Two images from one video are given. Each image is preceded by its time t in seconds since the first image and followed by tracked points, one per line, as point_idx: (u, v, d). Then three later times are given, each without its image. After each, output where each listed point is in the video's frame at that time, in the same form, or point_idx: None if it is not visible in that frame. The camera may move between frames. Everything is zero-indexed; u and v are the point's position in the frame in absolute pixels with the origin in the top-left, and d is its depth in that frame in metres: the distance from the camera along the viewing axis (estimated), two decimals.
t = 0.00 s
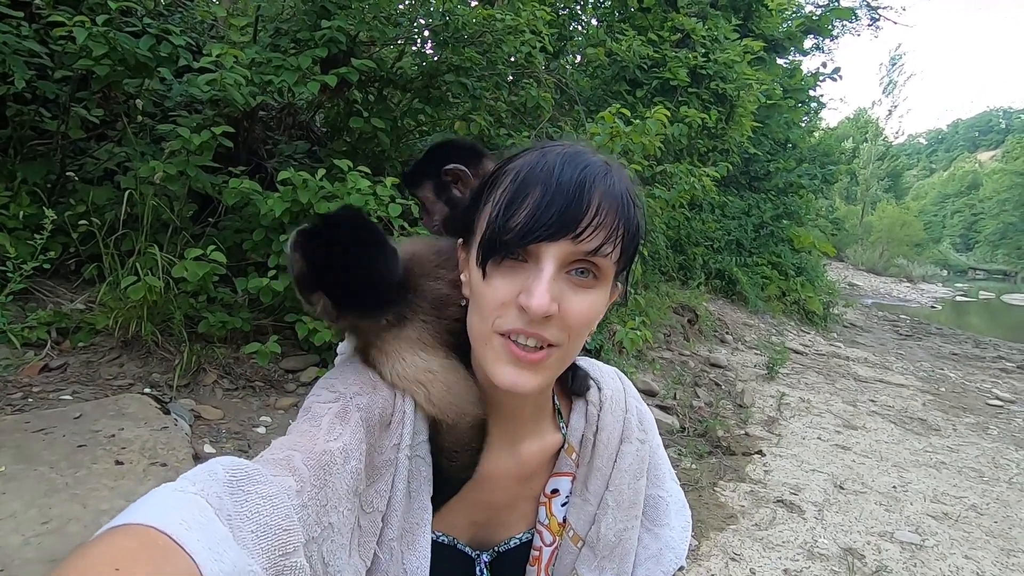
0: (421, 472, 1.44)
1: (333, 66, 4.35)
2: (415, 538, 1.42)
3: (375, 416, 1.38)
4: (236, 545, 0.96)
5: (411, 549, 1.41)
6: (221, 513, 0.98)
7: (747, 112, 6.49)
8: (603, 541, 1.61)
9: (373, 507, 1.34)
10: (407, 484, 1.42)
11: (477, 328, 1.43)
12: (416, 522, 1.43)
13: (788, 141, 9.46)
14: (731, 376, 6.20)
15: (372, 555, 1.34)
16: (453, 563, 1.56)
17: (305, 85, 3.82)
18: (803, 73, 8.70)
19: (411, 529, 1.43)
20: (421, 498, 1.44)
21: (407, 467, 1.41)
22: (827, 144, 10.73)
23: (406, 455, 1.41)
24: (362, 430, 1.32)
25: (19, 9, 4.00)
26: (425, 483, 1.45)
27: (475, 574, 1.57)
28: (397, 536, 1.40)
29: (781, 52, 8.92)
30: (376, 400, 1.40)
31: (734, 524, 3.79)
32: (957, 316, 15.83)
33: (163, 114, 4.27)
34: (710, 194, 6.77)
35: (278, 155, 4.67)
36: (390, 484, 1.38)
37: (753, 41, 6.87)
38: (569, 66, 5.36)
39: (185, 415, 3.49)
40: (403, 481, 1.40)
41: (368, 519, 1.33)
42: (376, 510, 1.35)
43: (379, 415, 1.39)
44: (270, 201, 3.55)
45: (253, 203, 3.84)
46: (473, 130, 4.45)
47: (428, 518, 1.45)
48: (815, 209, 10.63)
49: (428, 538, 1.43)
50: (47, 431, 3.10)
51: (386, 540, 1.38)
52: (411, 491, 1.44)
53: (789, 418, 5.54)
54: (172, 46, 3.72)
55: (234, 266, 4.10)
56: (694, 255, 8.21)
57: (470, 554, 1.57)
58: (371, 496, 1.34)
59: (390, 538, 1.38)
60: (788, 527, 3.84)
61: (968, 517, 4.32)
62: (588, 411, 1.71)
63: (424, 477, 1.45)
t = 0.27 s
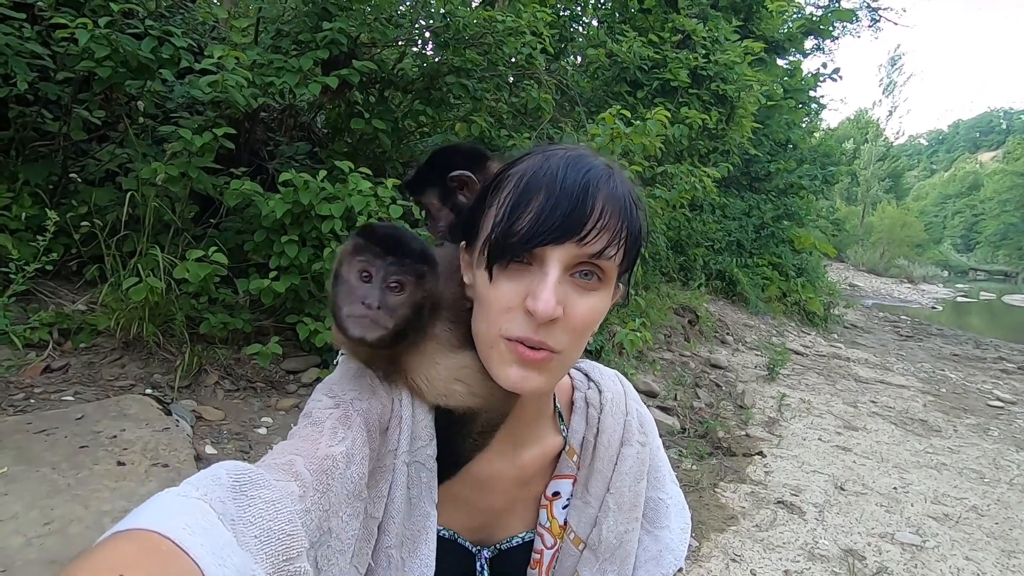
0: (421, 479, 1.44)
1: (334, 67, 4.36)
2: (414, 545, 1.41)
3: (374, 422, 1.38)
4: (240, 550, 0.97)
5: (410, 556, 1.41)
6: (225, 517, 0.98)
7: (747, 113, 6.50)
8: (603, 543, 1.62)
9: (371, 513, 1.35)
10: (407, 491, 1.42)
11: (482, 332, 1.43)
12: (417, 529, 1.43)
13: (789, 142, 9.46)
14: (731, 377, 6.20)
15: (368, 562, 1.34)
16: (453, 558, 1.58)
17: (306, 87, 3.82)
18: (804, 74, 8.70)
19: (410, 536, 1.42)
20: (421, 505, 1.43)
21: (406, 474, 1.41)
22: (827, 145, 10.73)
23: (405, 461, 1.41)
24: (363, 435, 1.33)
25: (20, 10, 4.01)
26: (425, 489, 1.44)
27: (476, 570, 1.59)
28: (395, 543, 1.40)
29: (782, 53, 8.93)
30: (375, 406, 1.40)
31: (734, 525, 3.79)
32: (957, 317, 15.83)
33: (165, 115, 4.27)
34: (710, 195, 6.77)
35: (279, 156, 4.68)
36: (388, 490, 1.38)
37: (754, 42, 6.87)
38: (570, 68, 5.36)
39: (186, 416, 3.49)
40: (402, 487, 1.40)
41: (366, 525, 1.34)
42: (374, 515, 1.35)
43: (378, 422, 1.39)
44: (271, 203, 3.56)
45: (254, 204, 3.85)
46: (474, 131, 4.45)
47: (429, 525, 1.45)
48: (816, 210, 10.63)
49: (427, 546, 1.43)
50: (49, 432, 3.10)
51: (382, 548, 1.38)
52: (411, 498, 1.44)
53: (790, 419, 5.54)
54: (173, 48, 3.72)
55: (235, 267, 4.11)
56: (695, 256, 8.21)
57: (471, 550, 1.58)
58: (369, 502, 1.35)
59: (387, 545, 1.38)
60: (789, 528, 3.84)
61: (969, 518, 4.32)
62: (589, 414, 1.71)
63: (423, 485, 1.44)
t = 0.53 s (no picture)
0: (428, 472, 1.45)
1: (335, 68, 4.37)
2: (423, 537, 1.42)
3: (381, 416, 1.38)
4: (244, 542, 0.97)
5: (420, 549, 1.42)
6: (229, 510, 0.98)
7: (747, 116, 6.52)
8: (608, 539, 1.62)
9: (378, 505, 1.35)
10: (414, 484, 1.42)
11: (482, 320, 1.44)
12: (426, 521, 1.43)
13: (788, 145, 9.49)
14: (731, 379, 6.20)
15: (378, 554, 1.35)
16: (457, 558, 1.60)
17: (308, 87, 3.83)
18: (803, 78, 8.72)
19: (418, 528, 1.43)
20: (429, 498, 1.44)
21: (413, 467, 1.41)
22: (826, 149, 10.75)
23: (412, 454, 1.41)
24: (369, 429, 1.33)
25: (23, 9, 4.02)
26: (432, 482, 1.45)
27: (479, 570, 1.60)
28: (403, 536, 1.40)
29: (781, 57, 8.95)
30: (381, 401, 1.41)
31: (734, 526, 3.79)
32: (956, 321, 15.84)
33: (166, 115, 4.28)
34: (710, 197, 6.78)
35: (280, 156, 4.69)
36: (396, 483, 1.38)
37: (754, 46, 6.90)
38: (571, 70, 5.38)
39: (186, 415, 3.49)
40: (409, 480, 1.40)
41: (374, 517, 1.34)
42: (381, 508, 1.35)
43: (385, 415, 1.40)
44: (273, 202, 3.56)
45: (256, 203, 3.85)
46: (475, 132, 4.46)
47: (438, 517, 1.45)
48: (815, 214, 10.65)
49: (435, 538, 1.43)
50: (49, 430, 3.10)
51: (392, 539, 1.39)
52: (418, 491, 1.44)
53: (789, 421, 5.54)
54: (176, 47, 3.73)
55: (236, 266, 4.11)
56: (695, 258, 8.22)
57: (473, 550, 1.60)
58: (376, 495, 1.35)
59: (396, 537, 1.39)
60: (788, 530, 3.84)
61: (968, 520, 4.32)
62: (594, 410, 1.71)
63: (431, 477, 1.45)
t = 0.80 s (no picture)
0: (428, 478, 1.45)
1: (335, 71, 4.37)
2: (421, 543, 1.41)
3: (382, 421, 1.38)
4: (243, 550, 0.95)
5: (418, 555, 1.41)
6: (228, 517, 0.97)
7: (745, 123, 6.55)
8: (608, 545, 1.61)
9: (378, 511, 1.34)
10: (413, 489, 1.42)
11: (473, 326, 1.45)
12: (423, 527, 1.42)
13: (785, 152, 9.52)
14: (728, 385, 6.20)
15: (377, 560, 1.33)
16: (458, 564, 1.56)
17: (308, 90, 3.82)
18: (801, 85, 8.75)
19: (417, 534, 1.42)
20: (428, 503, 1.43)
21: (413, 472, 1.41)
22: (824, 156, 10.79)
23: (412, 460, 1.41)
24: (369, 434, 1.32)
25: (23, 10, 4.01)
26: (432, 488, 1.44)
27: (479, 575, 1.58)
28: (403, 541, 1.39)
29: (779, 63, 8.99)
30: (382, 405, 1.40)
31: (732, 533, 3.78)
32: (952, 328, 15.89)
33: (165, 117, 4.27)
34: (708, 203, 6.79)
35: (279, 159, 4.68)
36: (396, 488, 1.37)
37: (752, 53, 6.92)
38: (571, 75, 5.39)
39: (183, 418, 3.47)
40: (409, 486, 1.39)
41: (373, 523, 1.33)
42: (381, 514, 1.34)
43: (386, 420, 1.39)
44: (272, 205, 3.55)
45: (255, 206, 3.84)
46: (475, 136, 4.45)
47: (436, 523, 1.44)
48: (812, 220, 10.67)
49: (433, 544, 1.43)
50: (45, 433, 3.08)
51: (391, 545, 1.38)
52: (418, 496, 1.44)
53: (787, 427, 5.54)
54: (176, 49, 3.73)
55: (234, 269, 4.10)
56: (692, 264, 8.23)
57: (475, 555, 1.57)
58: (376, 500, 1.34)
59: (395, 542, 1.38)
60: (786, 537, 3.83)
61: (965, 528, 4.32)
62: (593, 416, 1.72)
63: (430, 482, 1.45)
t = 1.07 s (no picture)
0: (426, 474, 1.44)
1: (336, 73, 4.39)
2: (419, 538, 1.41)
3: (381, 416, 1.37)
4: (240, 547, 0.95)
5: (416, 550, 1.41)
6: (226, 514, 0.97)
7: (744, 128, 6.58)
8: (607, 541, 1.61)
9: (377, 507, 1.34)
10: (412, 485, 1.41)
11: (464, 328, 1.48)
12: (421, 523, 1.42)
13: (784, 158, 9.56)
14: (726, 390, 6.20)
15: (376, 555, 1.33)
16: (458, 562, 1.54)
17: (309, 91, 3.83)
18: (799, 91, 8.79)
19: (415, 530, 1.41)
20: (426, 499, 1.43)
21: (411, 467, 1.40)
22: (822, 162, 10.82)
23: (410, 456, 1.41)
24: (367, 430, 1.32)
25: (24, 10, 4.01)
26: (430, 484, 1.44)
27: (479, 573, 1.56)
28: (401, 537, 1.39)
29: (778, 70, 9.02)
30: (381, 401, 1.40)
31: (730, 537, 3.78)
32: (949, 334, 15.92)
33: (166, 117, 4.27)
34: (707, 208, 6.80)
35: (279, 160, 4.68)
36: (394, 484, 1.37)
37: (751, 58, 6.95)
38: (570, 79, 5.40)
39: (180, 418, 3.46)
40: (407, 482, 1.39)
41: (372, 518, 1.33)
42: (380, 509, 1.34)
43: (384, 415, 1.39)
44: (272, 206, 3.55)
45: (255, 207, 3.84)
46: (475, 139, 4.45)
47: (434, 518, 1.44)
48: (810, 226, 10.70)
49: (431, 539, 1.42)
50: (42, 431, 3.07)
51: (390, 540, 1.37)
52: (416, 492, 1.43)
53: (785, 432, 5.55)
54: (178, 49, 3.73)
55: (233, 270, 4.10)
56: (691, 268, 8.24)
57: (474, 552, 1.56)
58: (375, 496, 1.34)
59: (394, 538, 1.37)
60: (784, 541, 3.83)
61: (963, 533, 4.32)
62: (591, 412, 1.71)
63: (428, 478, 1.44)
